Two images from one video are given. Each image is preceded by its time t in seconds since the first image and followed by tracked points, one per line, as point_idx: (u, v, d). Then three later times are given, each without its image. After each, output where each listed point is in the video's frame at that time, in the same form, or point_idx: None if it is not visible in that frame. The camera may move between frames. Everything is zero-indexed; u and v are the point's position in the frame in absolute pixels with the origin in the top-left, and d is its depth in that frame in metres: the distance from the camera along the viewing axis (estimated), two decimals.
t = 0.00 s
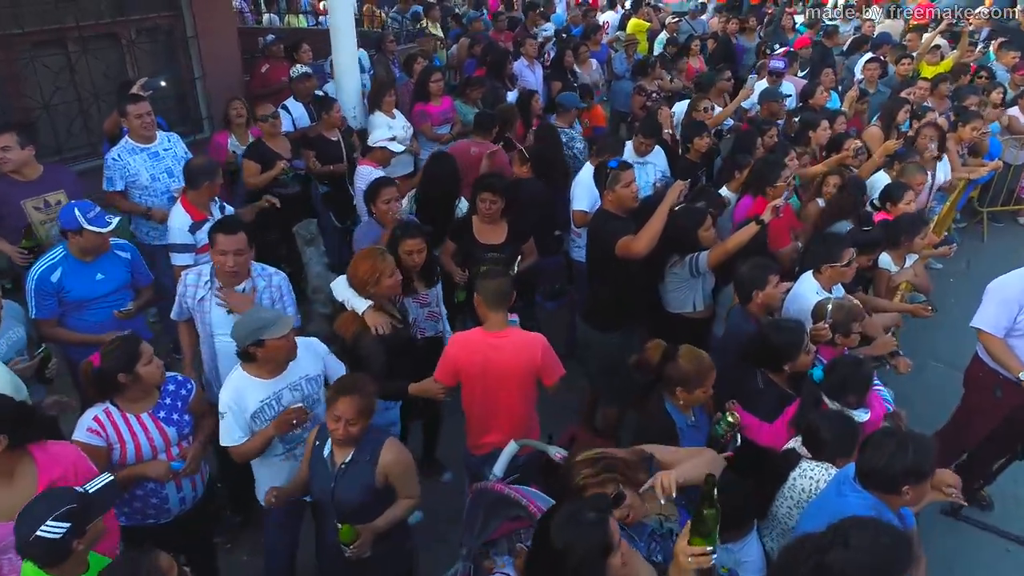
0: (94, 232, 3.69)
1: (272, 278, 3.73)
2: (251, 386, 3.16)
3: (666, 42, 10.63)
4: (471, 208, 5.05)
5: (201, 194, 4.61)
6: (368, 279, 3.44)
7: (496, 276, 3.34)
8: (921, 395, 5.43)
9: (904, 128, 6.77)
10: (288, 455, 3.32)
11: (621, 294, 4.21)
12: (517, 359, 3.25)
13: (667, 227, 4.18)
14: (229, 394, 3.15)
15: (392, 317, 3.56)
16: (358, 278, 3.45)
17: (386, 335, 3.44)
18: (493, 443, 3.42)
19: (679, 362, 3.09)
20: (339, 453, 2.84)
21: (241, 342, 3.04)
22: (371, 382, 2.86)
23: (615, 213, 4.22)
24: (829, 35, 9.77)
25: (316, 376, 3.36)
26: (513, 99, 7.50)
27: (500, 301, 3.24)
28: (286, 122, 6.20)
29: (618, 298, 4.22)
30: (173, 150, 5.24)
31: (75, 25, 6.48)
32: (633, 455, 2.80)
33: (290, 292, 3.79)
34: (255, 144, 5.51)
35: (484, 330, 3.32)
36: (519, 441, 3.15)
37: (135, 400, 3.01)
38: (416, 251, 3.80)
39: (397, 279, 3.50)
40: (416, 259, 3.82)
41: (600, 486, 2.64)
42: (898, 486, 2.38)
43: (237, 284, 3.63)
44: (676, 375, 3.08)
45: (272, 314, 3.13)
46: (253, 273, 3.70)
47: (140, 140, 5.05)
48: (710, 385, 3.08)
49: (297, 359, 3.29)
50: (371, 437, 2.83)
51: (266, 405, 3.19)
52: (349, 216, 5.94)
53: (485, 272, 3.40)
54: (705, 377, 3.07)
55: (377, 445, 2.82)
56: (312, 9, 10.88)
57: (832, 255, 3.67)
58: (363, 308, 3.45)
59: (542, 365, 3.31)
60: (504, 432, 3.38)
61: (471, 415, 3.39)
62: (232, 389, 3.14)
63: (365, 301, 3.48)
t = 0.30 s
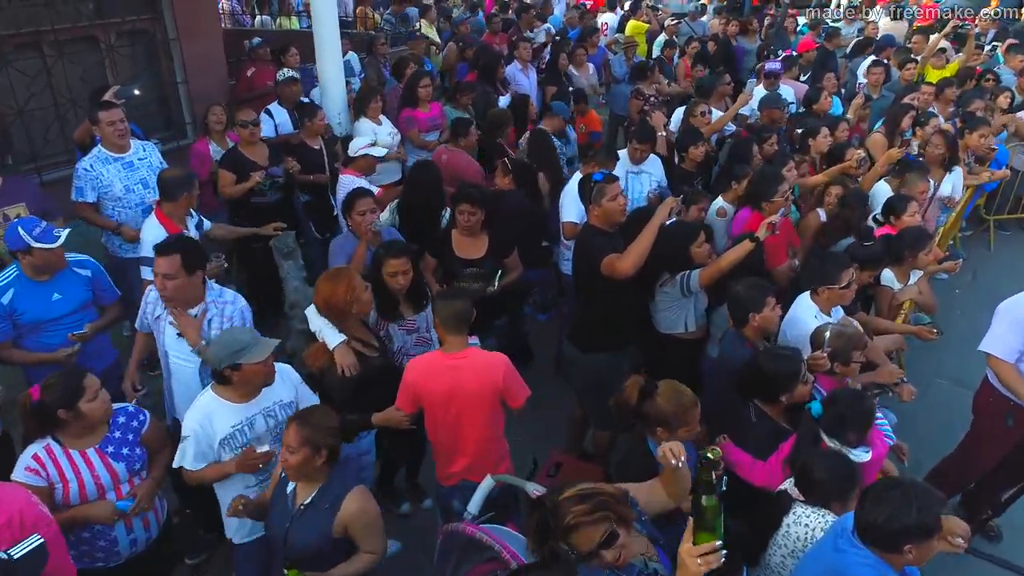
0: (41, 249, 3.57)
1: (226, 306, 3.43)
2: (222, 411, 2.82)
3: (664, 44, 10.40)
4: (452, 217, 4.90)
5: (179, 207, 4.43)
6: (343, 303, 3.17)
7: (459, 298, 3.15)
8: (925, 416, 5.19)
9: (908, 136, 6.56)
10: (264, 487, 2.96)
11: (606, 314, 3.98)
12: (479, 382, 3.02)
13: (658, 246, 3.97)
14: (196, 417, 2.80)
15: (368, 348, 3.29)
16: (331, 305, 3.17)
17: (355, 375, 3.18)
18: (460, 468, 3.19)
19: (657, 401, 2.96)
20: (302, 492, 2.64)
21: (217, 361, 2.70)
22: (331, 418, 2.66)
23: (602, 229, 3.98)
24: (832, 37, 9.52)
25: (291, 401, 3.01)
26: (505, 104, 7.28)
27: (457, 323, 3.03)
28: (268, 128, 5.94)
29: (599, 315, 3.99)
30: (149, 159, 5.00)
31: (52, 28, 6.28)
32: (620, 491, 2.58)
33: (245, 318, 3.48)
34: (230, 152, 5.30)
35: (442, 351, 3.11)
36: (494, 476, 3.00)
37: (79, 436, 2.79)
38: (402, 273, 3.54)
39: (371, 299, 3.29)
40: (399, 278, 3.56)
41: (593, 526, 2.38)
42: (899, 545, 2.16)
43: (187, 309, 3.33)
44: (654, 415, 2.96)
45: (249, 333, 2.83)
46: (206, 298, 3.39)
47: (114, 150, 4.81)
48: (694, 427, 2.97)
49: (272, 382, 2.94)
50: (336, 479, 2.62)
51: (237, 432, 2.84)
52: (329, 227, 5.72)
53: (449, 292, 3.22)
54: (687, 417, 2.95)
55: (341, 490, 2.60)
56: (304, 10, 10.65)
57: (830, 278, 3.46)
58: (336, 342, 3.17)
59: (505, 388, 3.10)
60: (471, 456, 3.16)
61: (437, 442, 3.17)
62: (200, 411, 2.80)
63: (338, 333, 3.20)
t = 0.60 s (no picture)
0: None
1: (171, 332, 3.14)
2: (175, 448, 2.55)
3: (664, 47, 10.18)
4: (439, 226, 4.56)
5: (160, 220, 4.08)
6: (307, 339, 2.94)
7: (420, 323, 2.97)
8: (931, 438, 4.98)
9: (913, 144, 6.37)
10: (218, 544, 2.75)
11: (592, 336, 3.77)
12: (442, 410, 2.81)
13: (651, 263, 3.76)
14: (145, 450, 2.52)
15: (338, 385, 3.06)
16: (295, 339, 2.96)
17: (319, 414, 2.99)
18: (428, 502, 2.96)
19: (639, 437, 2.75)
20: (264, 546, 2.44)
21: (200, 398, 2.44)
22: (296, 461, 2.48)
23: (591, 247, 3.78)
24: (835, 40, 9.29)
25: (254, 445, 2.74)
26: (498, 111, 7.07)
27: (418, 350, 2.85)
28: (245, 137, 5.78)
29: (585, 337, 3.78)
30: (124, 171, 4.66)
31: (27, 32, 6.08)
32: (611, 544, 2.31)
33: (196, 341, 3.19)
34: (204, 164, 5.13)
35: (405, 380, 2.91)
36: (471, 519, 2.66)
37: (21, 478, 2.60)
38: (382, 303, 3.30)
39: (343, 340, 3.01)
40: (377, 309, 3.32)
41: None
42: None
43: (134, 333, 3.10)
44: (637, 451, 2.74)
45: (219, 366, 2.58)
46: (150, 322, 3.12)
47: (87, 163, 4.47)
48: (683, 456, 2.73)
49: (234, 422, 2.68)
50: (304, 531, 2.41)
51: (191, 473, 2.57)
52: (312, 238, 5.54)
53: (404, 316, 3.01)
54: (672, 449, 2.71)
55: (309, 545, 2.37)
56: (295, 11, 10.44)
57: (835, 303, 3.23)
58: (299, 378, 2.98)
59: (472, 417, 2.86)
60: (438, 487, 2.92)
61: (405, 478, 2.96)
62: (152, 447, 2.52)
63: (303, 368, 3.00)
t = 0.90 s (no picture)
0: None
1: (116, 362, 2.94)
2: (111, 505, 2.42)
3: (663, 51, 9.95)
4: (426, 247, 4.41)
5: (130, 238, 3.83)
6: (260, 372, 2.76)
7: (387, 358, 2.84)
8: (936, 461, 4.76)
9: (918, 154, 6.17)
10: None
11: (577, 364, 3.55)
12: (401, 450, 2.63)
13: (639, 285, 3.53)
14: (78, 513, 2.37)
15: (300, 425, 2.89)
16: (249, 372, 2.77)
17: (274, 456, 2.80)
18: (391, 550, 2.78)
19: (629, 481, 2.49)
20: None
21: (119, 453, 2.31)
22: (244, 517, 2.28)
23: (573, 269, 3.56)
24: (839, 44, 9.05)
25: (200, 493, 2.63)
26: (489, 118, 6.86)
27: (384, 386, 2.73)
28: (224, 149, 5.64)
29: (567, 364, 3.58)
30: (92, 187, 4.42)
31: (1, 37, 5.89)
32: None
33: (144, 374, 2.98)
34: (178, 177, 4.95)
35: (365, 419, 2.76)
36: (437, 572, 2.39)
37: None
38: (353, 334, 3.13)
39: (301, 370, 2.83)
40: (348, 344, 3.15)
41: None
42: None
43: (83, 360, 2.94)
44: (624, 498, 2.47)
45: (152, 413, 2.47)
46: (99, 351, 2.93)
47: (51, 180, 4.23)
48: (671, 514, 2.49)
49: (175, 469, 2.57)
50: None
51: (130, 530, 2.45)
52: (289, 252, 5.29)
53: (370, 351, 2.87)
54: (661, 501, 2.46)
55: None
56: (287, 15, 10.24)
57: (836, 337, 3.07)
58: (251, 416, 2.79)
59: (436, 458, 2.68)
60: (399, 532, 2.73)
61: (367, 526, 2.79)
62: (85, 509, 2.38)
63: (256, 405, 2.82)
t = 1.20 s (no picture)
0: None
1: (49, 397, 2.80)
2: (43, 563, 2.23)
3: (668, 54, 9.69)
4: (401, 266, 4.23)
5: (97, 256, 3.52)
6: (209, 404, 2.58)
7: (351, 398, 2.71)
8: (949, 491, 4.51)
9: (930, 164, 5.91)
10: None
11: (563, 392, 3.32)
12: (362, 489, 2.48)
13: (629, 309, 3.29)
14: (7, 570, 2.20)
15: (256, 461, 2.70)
16: (198, 403, 2.60)
17: (220, 490, 2.60)
18: None
19: (606, 552, 2.34)
20: None
21: (36, 509, 2.11)
22: None
23: (563, 294, 3.33)
24: (849, 48, 8.76)
25: (146, 543, 2.41)
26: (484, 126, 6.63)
27: (350, 424, 2.59)
28: (209, 157, 5.48)
29: (553, 391, 3.34)
30: (61, 204, 4.18)
31: None
32: None
33: (76, 410, 2.82)
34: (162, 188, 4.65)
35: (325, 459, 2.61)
36: None
37: None
38: (315, 366, 2.95)
39: (255, 405, 2.67)
40: (307, 377, 2.94)
41: None
42: None
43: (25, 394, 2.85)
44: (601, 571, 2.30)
45: (89, 458, 2.24)
46: (33, 385, 2.81)
47: (17, 198, 3.99)
48: None
49: (117, 518, 2.35)
50: None
51: None
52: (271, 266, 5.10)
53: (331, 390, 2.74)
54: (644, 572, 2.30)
55: None
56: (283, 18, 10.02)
57: (845, 374, 2.84)
58: (196, 447, 2.63)
59: (399, 498, 2.53)
60: None
61: None
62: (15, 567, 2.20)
63: (201, 436, 2.66)
